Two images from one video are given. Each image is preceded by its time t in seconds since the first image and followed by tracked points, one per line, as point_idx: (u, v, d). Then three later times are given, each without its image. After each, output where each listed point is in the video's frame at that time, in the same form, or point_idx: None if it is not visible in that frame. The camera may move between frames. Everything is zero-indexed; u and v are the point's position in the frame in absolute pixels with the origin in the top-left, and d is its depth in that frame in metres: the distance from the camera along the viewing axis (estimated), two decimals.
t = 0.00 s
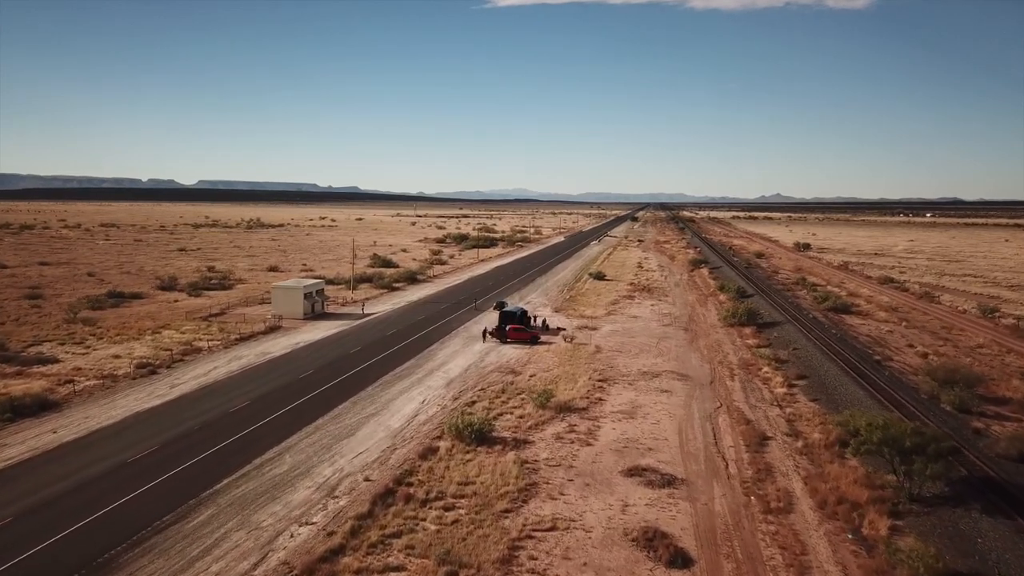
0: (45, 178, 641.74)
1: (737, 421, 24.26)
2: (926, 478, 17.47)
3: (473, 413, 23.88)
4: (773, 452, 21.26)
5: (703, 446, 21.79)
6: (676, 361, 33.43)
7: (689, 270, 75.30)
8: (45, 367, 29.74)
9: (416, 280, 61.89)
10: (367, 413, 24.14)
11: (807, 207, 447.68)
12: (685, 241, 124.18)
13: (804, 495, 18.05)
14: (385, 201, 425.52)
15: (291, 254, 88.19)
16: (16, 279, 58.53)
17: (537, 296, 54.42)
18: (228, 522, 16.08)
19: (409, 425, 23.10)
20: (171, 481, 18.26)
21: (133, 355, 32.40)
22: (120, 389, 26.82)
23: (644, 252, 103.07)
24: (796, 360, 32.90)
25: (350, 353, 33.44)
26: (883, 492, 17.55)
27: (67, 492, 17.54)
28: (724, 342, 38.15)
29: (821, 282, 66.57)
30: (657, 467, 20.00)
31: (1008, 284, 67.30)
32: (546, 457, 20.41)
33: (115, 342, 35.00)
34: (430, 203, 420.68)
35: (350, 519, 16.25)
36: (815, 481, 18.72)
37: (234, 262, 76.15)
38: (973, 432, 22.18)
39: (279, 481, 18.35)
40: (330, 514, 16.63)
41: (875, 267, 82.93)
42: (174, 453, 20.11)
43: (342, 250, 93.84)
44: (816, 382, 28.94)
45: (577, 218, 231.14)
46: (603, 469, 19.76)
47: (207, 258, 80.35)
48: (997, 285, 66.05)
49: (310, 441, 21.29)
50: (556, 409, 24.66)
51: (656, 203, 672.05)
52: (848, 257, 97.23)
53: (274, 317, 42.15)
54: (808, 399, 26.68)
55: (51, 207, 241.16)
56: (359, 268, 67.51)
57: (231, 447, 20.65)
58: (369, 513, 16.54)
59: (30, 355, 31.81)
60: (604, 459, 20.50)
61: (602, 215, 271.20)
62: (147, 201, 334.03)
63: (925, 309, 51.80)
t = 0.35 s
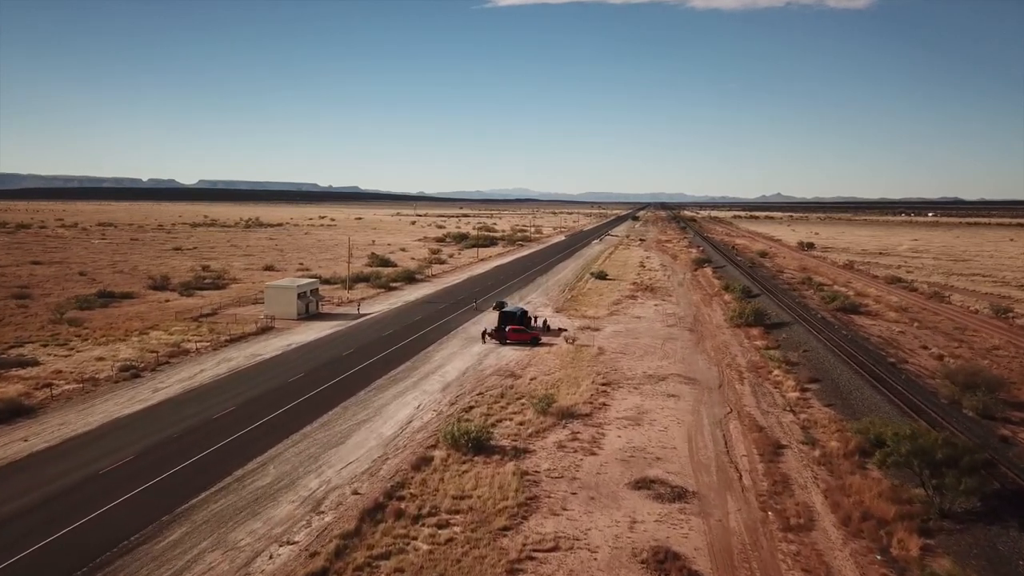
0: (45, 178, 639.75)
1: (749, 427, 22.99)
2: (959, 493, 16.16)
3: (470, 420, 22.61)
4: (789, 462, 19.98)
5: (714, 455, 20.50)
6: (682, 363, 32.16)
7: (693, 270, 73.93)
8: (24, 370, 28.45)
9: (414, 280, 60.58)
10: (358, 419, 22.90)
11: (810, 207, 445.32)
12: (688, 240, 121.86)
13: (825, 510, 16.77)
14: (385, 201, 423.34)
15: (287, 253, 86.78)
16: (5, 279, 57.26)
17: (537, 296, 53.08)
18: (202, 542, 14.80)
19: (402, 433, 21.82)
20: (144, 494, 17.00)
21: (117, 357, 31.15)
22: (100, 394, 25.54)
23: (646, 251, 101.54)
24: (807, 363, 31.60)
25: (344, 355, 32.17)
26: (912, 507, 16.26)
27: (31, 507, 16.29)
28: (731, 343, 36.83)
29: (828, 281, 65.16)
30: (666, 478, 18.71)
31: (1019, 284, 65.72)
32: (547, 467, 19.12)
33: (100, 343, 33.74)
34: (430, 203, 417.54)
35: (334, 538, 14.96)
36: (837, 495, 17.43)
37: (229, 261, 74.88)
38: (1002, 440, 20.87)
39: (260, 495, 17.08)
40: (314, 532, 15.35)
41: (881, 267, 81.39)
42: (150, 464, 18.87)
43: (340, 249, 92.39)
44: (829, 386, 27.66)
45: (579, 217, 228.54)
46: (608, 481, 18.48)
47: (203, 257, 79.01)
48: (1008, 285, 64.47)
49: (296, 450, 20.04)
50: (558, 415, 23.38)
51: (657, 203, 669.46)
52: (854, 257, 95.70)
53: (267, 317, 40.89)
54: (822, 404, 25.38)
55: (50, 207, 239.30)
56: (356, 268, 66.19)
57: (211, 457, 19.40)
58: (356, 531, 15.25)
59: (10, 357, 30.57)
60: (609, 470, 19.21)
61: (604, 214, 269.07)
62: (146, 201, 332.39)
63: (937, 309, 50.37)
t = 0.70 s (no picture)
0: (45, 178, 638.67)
1: (762, 435, 21.83)
2: (996, 510, 14.99)
3: (467, 428, 21.44)
4: (806, 473, 18.80)
5: (726, 466, 19.31)
6: (689, 366, 30.98)
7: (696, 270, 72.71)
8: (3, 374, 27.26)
9: (412, 280, 59.41)
10: (349, 426, 21.73)
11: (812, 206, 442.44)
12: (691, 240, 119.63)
13: (848, 526, 15.59)
14: (385, 201, 421.18)
15: (284, 252, 85.52)
16: None
17: (538, 296, 51.88)
18: (175, 563, 13.61)
19: (396, 441, 20.64)
20: (116, 510, 15.81)
21: (101, 359, 29.99)
22: (80, 399, 24.34)
23: (649, 251, 100.09)
24: (819, 366, 30.42)
25: (337, 357, 30.98)
26: (943, 523, 15.09)
27: None
28: (739, 345, 35.64)
29: (834, 281, 63.86)
30: (676, 491, 17.53)
31: None
32: (549, 479, 17.95)
33: (85, 345, 32.56)
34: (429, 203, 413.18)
35: (318, 559, 13.76)
36: (860, 510, 16.22)
37: (225, 261, 73.61)
38: None
39: (241, 510, 15.87)
40: (296, 551, 14.15)
41: (887, 267, 80.10)
42: (125, 476, 17.68)
43: (338, 248, 91.07)
44: (843, 391, 26.48)
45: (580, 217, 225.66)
46: (614, 494, 17.27)
47: (198, 257, 77.67)
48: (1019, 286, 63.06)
49: (282, 460, 18.86)
50: (560, 421, 22.20)
51: (658, 203, 664.80)
52: (858, 256, 94.36)
53: (260, 318, 39.71)
54: (837, 410, 24.18)
55: (47, 206, 237.62)
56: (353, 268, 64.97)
57: (190, 468, 18.24)
58: (342, 551, 14.06)
59: None
60: (615, 482, 17.99)
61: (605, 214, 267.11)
62: (145, 200, 330.53)
63: (948, 310, 49.12)
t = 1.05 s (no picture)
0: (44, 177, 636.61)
1: (777, 444, 20.52)
2: None
3: (464, 437, 20.15)
4: (828, 486, 17.48)
5: (741, 478, 18.02)
6: (697, 369, 29.67)
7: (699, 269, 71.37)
8: None
9: (410, 279, 58.14)
10: (338, 435, 20.44)
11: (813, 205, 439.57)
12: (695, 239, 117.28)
13: (878, 548, 14.29)
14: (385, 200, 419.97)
15: (281, 251, 84.21)
16: None
17: (539, 295, 50.62)
18: None
19: (387, 451, 19.36)
20: (80, 529, 14.53)
21: (83, 362, 28.72)
22: (56, 404, 23.07)
23: (651, 250, 98.55)
24: (832, 369, 29.13)
25: (329, 360, 29.71)
26: (986, 545, 13.78)
27: None
28: (747, 347, 34.32)
29: (841, 281, 62.49)
30: (689, 507, 16.24)
31: None
32: (552, 494, 16.65)
33: (68, 347, 31.29)
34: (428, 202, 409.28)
35: None
36: (890, 530, 14.92)
37: (220, 260, 72.28)
38: None
39: (216, 530, 14.59)
40: None
41: (893, 266, 78.80)
42: (92, 492, 16.37)
43: (335, 247, 89.75)
44: (861, 395, 25.17)
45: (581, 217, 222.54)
46: (622, 510, 15.99)
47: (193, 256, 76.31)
48: None
49: (264, 472, 17.57)
50: (563, 430, 20.90)
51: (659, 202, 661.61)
52: (863, 255, 93.01)
53: (251, 318, 38.45)
54: (856, 417, 22.87)
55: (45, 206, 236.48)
56: (351, 267, 63.66)
57: (165, 482, 16.95)
58: None
59: None
60: (623, 497, 16.70)
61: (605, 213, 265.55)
62: (143, 200, 328.61)
63: (960, 310, 47.75)
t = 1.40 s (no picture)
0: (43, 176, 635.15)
1: (793, 453, 19.32)
2: None
3: (461, 446, 18.97)
4: (850, 500, 16.26)
5: (756, 492, 16.82)
6: (704, 372, 28.47)
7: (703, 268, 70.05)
8: None
9: (408, 279, 56.99)
10: (326, 444, 19.26)
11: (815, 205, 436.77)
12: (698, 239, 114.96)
13: (910, 571, 13.09)
14: (386, 200, 418.50)
15: (278, 250, 82.96)
16: None
17: (540, 295, 49.42)
18: None
19: (378, 462, 18.17)
20: (41, 550, 13.34)
21: (65, 365, 27.54)
22: (31, 411, 21.87)
23: (653, 249, 97.06)
24: (845, 372, 27.96)
25: (321, 362, 28.51)
26: None
27: None
28: (756, 349, 33.11)
29: (848, 280, 61.19)
30: (702, 523, 15.04)
31: None
32: (554, 509, 15.46)
33: (50, 348, 30.09)
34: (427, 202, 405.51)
35: None
36: (922, 550, 13.71)
37: (216, 259, 70.98)
38: None
39: (189, 551, 13.42)
40: None
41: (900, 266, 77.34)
42: (58, 508, 15.17)
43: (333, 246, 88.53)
44: (878, 401, 23.95)
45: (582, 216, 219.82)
46: (630, 528, 14.78)
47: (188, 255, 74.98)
48: None
49: (245, 486, 16.39)
50: (566, 438, 19.69)
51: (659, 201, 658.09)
52: (868, 255, 91.66)
53: (243, 319, 37.27)
54: (875, 424, 21.64)
55: (46, 206, 235.73)
56: (348, 266, 62.45)
57: (139, 497, 15.79)
58: None
59: None
60: (631, 513, 15.48)
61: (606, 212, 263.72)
62: (142, 199, 326.67)
63: (972, 310, 46.50)
